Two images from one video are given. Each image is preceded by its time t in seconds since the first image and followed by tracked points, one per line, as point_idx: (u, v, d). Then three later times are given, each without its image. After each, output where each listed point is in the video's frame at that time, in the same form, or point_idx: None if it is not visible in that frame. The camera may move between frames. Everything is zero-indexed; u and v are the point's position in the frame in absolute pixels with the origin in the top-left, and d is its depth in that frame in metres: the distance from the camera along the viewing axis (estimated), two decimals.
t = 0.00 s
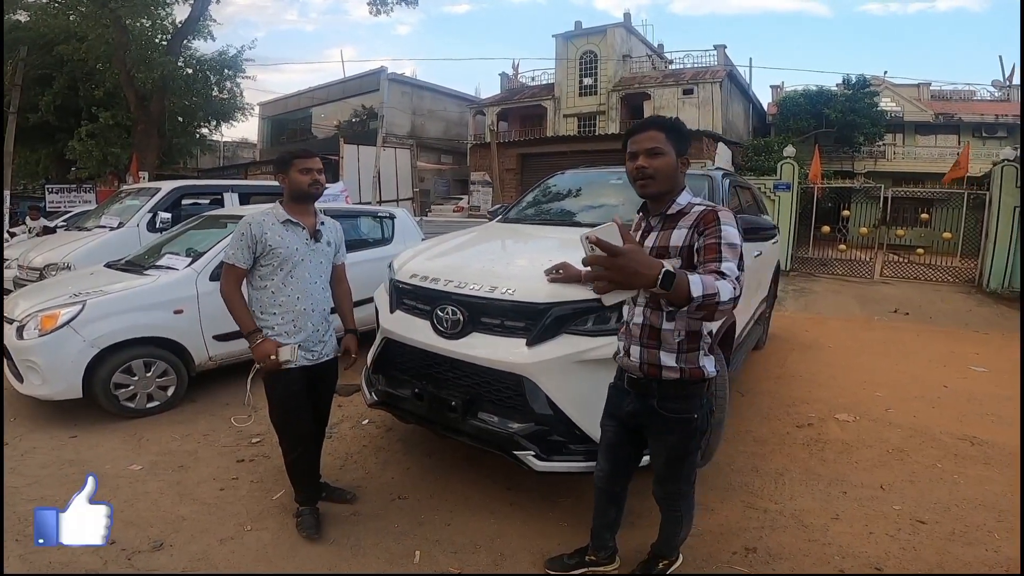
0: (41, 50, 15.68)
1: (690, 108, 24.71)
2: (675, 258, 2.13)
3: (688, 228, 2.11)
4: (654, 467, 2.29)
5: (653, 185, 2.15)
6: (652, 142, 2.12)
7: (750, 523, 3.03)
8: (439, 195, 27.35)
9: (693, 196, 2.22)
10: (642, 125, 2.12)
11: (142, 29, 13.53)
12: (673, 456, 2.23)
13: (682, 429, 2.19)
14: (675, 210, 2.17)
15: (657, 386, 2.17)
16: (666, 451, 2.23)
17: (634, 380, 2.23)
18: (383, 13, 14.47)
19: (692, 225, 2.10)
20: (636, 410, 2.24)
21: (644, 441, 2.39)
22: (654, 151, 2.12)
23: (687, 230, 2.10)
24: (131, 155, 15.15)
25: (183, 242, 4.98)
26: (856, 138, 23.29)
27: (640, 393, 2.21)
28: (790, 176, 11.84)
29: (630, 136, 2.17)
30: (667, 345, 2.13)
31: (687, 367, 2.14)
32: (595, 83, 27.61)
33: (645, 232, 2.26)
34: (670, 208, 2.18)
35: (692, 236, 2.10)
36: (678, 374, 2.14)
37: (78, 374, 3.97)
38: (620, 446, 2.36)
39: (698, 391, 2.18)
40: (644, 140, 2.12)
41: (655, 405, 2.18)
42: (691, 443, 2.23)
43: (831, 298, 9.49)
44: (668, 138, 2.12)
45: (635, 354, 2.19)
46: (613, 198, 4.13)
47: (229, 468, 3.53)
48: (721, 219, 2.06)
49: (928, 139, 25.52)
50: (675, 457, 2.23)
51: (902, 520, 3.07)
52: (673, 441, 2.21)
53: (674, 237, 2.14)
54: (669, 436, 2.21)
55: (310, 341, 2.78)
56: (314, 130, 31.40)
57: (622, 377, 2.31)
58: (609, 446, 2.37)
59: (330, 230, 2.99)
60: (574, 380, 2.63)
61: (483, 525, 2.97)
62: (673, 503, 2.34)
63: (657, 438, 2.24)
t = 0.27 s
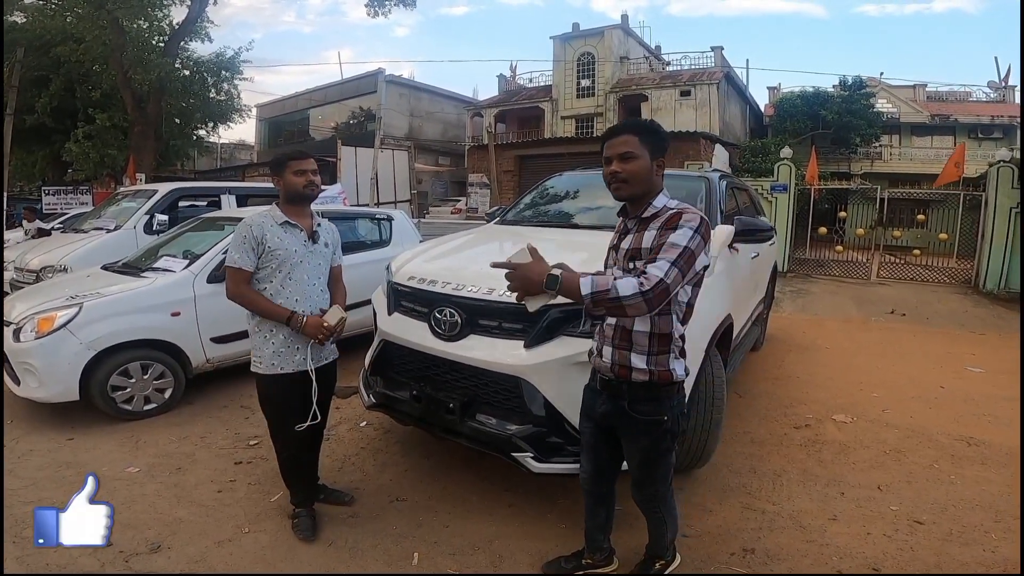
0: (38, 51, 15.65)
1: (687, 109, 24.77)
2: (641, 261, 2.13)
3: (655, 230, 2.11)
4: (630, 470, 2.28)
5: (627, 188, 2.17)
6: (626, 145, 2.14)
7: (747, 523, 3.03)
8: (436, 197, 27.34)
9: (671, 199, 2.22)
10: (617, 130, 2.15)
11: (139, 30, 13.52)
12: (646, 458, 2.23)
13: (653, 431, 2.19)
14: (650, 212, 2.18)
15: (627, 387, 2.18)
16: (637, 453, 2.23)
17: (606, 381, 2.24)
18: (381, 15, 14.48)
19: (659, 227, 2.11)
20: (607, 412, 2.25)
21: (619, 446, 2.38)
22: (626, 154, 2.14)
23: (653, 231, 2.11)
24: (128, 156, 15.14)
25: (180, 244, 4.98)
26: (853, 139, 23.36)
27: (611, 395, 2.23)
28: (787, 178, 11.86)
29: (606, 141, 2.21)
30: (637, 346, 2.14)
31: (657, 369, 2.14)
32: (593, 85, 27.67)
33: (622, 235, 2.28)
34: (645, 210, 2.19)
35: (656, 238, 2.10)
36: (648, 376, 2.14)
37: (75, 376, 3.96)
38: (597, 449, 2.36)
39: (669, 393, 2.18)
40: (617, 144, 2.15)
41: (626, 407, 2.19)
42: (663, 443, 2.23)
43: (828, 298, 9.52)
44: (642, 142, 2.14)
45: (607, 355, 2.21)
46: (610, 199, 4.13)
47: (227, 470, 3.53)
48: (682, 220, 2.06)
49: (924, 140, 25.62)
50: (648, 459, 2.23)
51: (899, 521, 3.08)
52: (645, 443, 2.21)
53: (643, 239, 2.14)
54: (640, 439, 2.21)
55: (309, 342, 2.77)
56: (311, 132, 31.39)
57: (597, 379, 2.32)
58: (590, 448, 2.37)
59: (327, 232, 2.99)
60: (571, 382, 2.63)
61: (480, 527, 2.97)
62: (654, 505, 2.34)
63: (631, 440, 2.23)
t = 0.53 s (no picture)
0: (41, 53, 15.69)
1: (689, 111, 24.78)
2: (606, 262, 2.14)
3: (619, 231, 2.12)
4: (606, 470, 2.27)
5: (607, 190, 2.18)
6: (603, 147, 2.14)
7: (748, 526, 3.03)
8: (438, 199, 27.36)
9: (646, 200, 2.20)
10: (596, 131, 2.16)
11: (142, 32, 13.55)
12: (623, 458, 2.22)
13: (628, 432, 2.19)
14: (621, 213, 2.18)
15: (603, 387, 2.19)
16: (614, 454, 2.22)
17: (585, 380, 2.26)
18: (383, 17, 14.50)
19: (621, 229, 2.11)
20: (586, 411, 2.26)
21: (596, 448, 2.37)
22: (605, 156, 2.14)
23: (615, 233, 2.12)
24: (130, 158, 15.17)
25: (183, 245, 4.99)
26: (854, 141, 23.34)
27: (590, 395, 2.24)
28: (788, 180, 11.86)
29: (586, 144, 2.22)
30: (610, 346, 2.15)
31: (629, 368, 2.14)
32: (594, 87, 27.69)
33: (599, 236, 2.28)
34: (618, 212, 2.20)
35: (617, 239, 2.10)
36: (621, 375, 2.15)
37: (77, 377, 3.97)
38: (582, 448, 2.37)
39: (642, 394, 2.17)
40: (598, 146, 2.16)
41: (602, 406, 2.20)
42: (640, 445, 2.22)
43: (829, 301, 9.51)
44: (622, 144, 2.13)
45: (584, 355, 2.23)
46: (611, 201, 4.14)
47: (228, 472, 3.53)
48: (642, 221, 2.05)
49: (926, 142, 25.61)
50: (624, 460, 2.22)
51: (901, 523, 3.07)
52: (622, 443, 2.21)
53: (610, 240, 2.15)
54: (617, 439, 2.21)
55: (311, 344, 2.78)
56: (313, 134, 31.44)
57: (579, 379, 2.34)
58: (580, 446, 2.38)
59: (328, 234, 2.99)
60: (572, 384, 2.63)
61: (481, 529, 2.97)
62: (631, 511, 2.33)
63: (608, 440, 2.23)
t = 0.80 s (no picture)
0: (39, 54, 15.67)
1: (687, 113, 24.81)
2: (599, 263, 2.13)
3: (611, 232, 2.11)
4: (591, 469, 2.27)
5: (590, 194, 2.16)
6: (584, 152, 2.14)
7: (747, 527, 3.03)
8: (436, 200, 27.36)
9: (629, 201, 2.20)
10: (575, 136, 2.15)
11: (141, 33, 13.55)
12: (612, 458, 2.22)
13: (619, 429, 2.19)
14: (607, 215, 2.18)
15: (596, 386, 2.18)
16: (604, 453, 2.22)
17: (578, 380, 2.25)
18: (381, 18, 14.50)
19: (613, 230, 2.11)
20: (580, 409, 2.25)
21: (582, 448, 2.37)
22: (588, 162, 2.13)
23: (607, 234, 2.11)
24: (129, 159, 15.17)
25: (181, 247, 4.99)
26: (853, 143, 23.38)
27: (584, 394, 2.22)
28: (787, 181, 11.88)
29: (566, 149, 2.20)
30: (603, 346, 2.15)
31: (624, 367, 2.14)
32: (593, 88, 27.71)
33: (586, 238, 2.27)
34: (603, 214, 2.19)
35: (611, 241, 2.10)
36: (615, 375, 2.14)
37: (75, 379, 3.96)
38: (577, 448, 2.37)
39: (637, 393, 2.17)
40: (577, 152, 2.15)
41: (595, 404, 2.18)
42: (628, 444, 2.22)
43: (828, 302, 9.51)
44: (602, 148, 2.14)
45: (577, 356, 2.22)
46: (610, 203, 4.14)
47: (228, 473, 3.53)
48: (635, 222, 2.05)
49: (924, 143, 25.65)
50: (611, 460, 2.22)
51: (901, 524, 3.07)
52: (612, 442, 2.21)
53: (600, 242, 2.14)
54: (607, 437, 2.21)
55: (310, 345, 2.78)
56: (312, 135, 31.45)
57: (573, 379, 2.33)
58: (574, 444, 2.38)
59: (327, 235, 2.99)
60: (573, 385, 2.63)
61: (481, 530, 2.96)
62: (612, 514, 2.33)
63: (595, 438, 2.23)
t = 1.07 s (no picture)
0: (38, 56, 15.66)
1: (686, 113, 24.83)
2: (606, 265, 2.13)
3: (617, 234, 2.12)
4: (595, 469, 2.28)
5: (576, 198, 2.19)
6: (572, 155, 2.16)
7: (747, 528, 3.03)
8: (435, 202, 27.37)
9: (630, 202, 2.20)
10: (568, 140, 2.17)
11: (139, 35, 13.55)
12: (615, 457, 2.22)
13: (621, 429, 2.18)
14: (609, 217, 2.18)
15: (598, 386, 2.19)
16: (606, 453, 2.22)
17: (579, 380, 2.26)
18: (380, 19, 14.50)
19: (620, 232, 2.11)
20: (582, 410, 2.25)
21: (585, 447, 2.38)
22: (572, 164, 2.16)
23: (614, 237, 2.11)
24: (127, 160, 15.18)
25: (180, 249, 4.98)
26: (851, 143, 23.41)
27: (586, 394, 2.23)
28: (785, 182, 11.89)
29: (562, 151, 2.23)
30: (605, 345, 2.16)
31: (626, 367, 2.15)
32: (592, 89, 27.74)
33: (587, 238, 2.27)
34: (604, 215, 2.19)
35: (620, 243, 2.10)
36: (617, 374, 2.16)
37: (74, 381, 3.96)
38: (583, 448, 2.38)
39: (639, 392, 2.17)
40: (566, 154, 2.18)
41: (598, 404, 2.19)
42: (631, 444, 2.22)
43: (827, 303, 9.52)
44: (589, 150, 2.14)
45: (579, 355, 2.23)
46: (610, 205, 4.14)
47: (227, 475, 3.52)
48: (646, 226, 2.05)
49: (922, 144, 25.68)
50: (615, 459, 2.22)
51: (901, 524, 3.08)
52: (615, 442, 2.20)
53: (604, 244, 2.14)
54: (609, 437, 2.21)
55: (307, 346, 2.78)
56: (310, 137, 31.45)
57: (574, 379, 2.34)
58: (576, 445, 2.38)
59: (326, 236, 2.99)
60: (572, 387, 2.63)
61: (481, 532, 2.96)
62: (619, 512, 2.33)
63: (597, 439, 2.23)
